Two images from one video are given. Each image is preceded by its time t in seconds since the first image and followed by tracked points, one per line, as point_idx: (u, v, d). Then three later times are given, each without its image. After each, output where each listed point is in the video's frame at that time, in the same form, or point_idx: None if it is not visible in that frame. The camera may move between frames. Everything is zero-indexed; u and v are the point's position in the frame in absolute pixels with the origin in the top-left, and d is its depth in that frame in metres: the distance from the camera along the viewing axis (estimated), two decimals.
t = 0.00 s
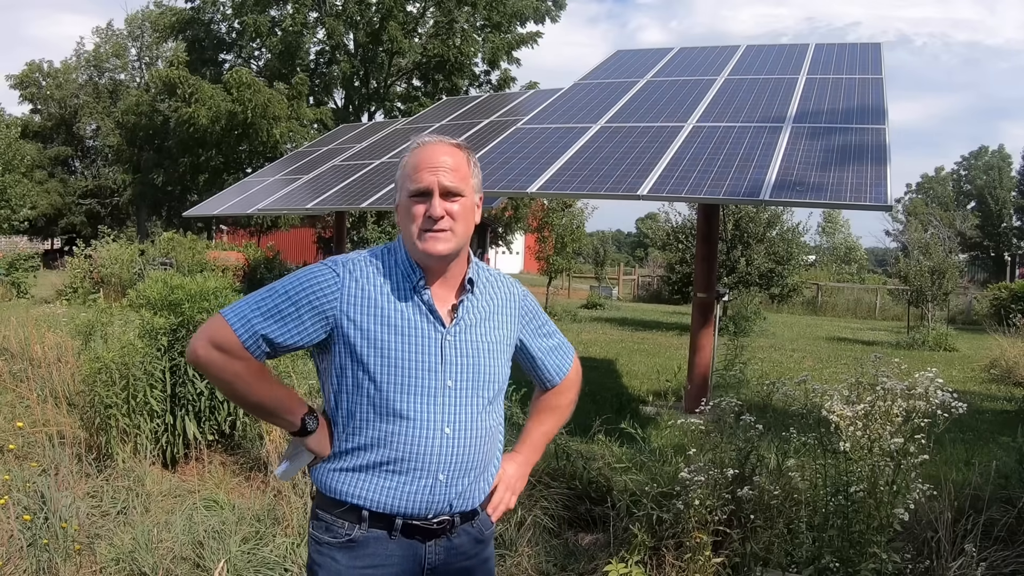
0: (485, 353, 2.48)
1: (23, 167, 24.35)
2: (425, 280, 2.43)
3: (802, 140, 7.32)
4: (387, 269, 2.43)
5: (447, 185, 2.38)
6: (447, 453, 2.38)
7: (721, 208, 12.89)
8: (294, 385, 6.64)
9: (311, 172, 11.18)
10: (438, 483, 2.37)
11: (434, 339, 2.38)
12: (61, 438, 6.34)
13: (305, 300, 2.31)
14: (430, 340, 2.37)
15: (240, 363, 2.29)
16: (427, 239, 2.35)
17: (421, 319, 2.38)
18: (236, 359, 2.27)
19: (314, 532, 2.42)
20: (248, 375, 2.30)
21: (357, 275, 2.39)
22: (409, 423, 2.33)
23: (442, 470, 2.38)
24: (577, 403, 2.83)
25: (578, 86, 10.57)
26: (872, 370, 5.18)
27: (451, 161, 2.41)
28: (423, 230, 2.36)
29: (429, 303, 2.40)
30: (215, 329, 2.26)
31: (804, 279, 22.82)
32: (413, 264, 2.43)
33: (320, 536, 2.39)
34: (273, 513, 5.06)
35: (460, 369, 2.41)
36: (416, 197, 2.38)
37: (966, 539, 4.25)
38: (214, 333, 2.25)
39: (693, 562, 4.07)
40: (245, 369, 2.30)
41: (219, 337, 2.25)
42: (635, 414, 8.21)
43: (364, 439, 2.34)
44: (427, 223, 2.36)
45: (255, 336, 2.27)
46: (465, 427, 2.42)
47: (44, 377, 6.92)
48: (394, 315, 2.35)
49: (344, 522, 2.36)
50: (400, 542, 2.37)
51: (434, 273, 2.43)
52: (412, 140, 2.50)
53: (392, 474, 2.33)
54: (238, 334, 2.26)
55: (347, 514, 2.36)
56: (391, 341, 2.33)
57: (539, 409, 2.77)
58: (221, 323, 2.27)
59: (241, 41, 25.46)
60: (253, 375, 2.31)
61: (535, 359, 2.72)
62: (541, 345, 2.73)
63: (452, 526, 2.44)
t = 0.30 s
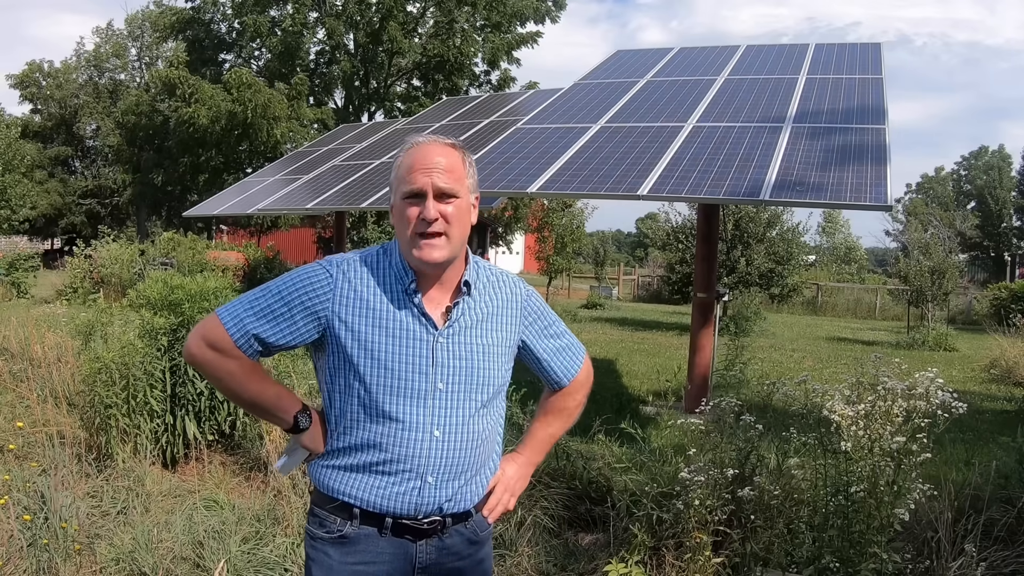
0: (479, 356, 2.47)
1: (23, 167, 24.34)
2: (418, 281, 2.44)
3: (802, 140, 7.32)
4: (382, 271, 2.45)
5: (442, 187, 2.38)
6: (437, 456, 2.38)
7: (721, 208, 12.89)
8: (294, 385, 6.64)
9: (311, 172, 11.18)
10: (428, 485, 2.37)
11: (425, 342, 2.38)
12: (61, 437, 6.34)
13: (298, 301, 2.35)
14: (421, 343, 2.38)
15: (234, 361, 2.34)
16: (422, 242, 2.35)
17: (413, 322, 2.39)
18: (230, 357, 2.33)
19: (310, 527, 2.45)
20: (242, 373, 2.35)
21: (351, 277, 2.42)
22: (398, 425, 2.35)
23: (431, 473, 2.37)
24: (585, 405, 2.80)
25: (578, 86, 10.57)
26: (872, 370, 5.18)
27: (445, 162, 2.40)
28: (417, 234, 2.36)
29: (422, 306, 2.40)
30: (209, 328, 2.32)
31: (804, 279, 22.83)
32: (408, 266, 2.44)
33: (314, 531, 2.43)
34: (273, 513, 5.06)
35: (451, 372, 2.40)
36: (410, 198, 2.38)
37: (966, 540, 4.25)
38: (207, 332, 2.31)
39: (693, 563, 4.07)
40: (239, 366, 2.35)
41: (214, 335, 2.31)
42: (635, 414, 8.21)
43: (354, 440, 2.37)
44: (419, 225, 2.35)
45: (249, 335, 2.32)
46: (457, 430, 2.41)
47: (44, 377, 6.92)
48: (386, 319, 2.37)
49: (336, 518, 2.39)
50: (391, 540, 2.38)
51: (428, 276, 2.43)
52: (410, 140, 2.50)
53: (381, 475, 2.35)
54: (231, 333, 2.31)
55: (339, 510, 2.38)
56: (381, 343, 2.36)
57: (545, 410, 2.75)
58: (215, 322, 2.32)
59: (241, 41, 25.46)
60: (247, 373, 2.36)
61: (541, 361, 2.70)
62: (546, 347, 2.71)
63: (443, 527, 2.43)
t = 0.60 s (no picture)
0: (476, 356, 2.46)
1: (23, 167, 24.34)
2: (414, 282, 2.43)
3: (802, 140, 7.32)
4: (378, 271, 2.44)
5: (441, 189, 2.37)
6: (431, 456, 2.37)
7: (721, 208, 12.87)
8: (294, 385, 6.64)
9: (311, 172, 11.18)
10: (423, 485, 2.36)
11: (419, 343, 2.38)
12: (61, 437, 6.35)
13: (295, 301, 2.36)
14: (417, 343, 2.38)
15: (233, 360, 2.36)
16: (420, 245, 2.35)
17: (408, 323, 2.38)
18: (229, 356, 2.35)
19: (306, 525, 2.45)
20: (240, 373, 2.37)
21: (347, 279, 2.42)
22: (394, 425, 2.34)
23: (426, 473, 2.37)
24: (585, 406, 2.79)
25: (578, 86, 10.57)
26: (872, 370, 5.18)
27: (444, 164, 2.40)
28: (415, 237, 2.35)
29: (418, 308, 2.40)
30: (208, 328, 2.34)
31: (804, 279, 22.82)
32: (404, 267, 2.44)
33: (311, 529, 2.43)
34: (273, 513, 5.06)
35: (447, 372, 2.40)
36: (408, 201, 2.38)
37: (966, 539, 4.25)
38: (205, 332, 2.33)
39: (693, 563, 4.07)
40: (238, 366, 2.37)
41: (213, 335, 2.33)
42: (635, 414, 8.21)
43: (350, 440, 2.37)
44: (417, 228, 2.35)
45: (246, 335, 2.34)
46: (452, 431, 2.41)
47: (44, 377, 6.92)
48: (381, 320, 2.37)
49: (332, 517, 2.39)
50: (385, 539, 2.38)
51: (425, 277, 2.43)
52: (408, 141, 2.49)
53: (376, 476, 2.34)
54: (228, 332, 2.33)
55: (335, 509, 2.39)
56: (377, 343, 2.35)
57: (545, 410, 2.75)
58: (212, 322, 2.34)
59: (241, 41, 25.46)
60: (245, 372, 2.38)
61: (540, 363, 2.69)
62: (546, 348, 2.70)
63: (439, 526, 2.43)
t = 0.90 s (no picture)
0: (476, 356, 2.47)
1: (23, 166, 24.33)
2: (412, 282, 2.44)
3: (802, 140, 7.32)
4: (376, 271, 2.44)
5: (440, 190, 2.38)
6: (431, 456, 2.38)
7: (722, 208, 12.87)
8: (294, 385, 6.65)
9: (311, 172, 11.17)
10: (424, 485, 2.37)
11: (418, 342, 2.38)
12: (61, 438, 6.35)
13: (295, 302, 2.36)
14: (417, 343, 2.38)
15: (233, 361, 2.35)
16: (420, 246, 2.35)
17: (407, 323, 2.38)
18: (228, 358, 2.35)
19: (306, 525, 2.46)
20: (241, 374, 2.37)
21: (345, 280, 2.42)
22: (393, 425, 2.34)
23: (426, 472, 2.37)
24: (582, 403, 2.80)
25: (578, 86, 10.56)
26: (872, 370, 5.17)
27: (443, 164, 2.40)
28: (415, 237, 2.36)
29: (417, 308, 2.40)
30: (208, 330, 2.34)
31: (805, 279, 22.80)
32: (402, 268, 2.44)
33: (311, 529, 2.43)
34: (273, 513, 5.06)
35: (446, 372, 2.40)
36: (408, 202, 2.38)
37: (966, 539, 4.25)
38: (205, 333, 2.33)
39: (693, 563, 4.08)
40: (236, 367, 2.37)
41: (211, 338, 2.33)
42: (635, 414, 8.21)
43: (350, 440, 2.37)
44: (416, 229, 2.36)
45: (247, 338, 2.34)
46: (451, 430, 2.41)
47: (44, 377, 6.92)
48: (381, 319, 2.37)
49: (332, 517, 2.39)
50: (386, 538, 2.38)
51: (424, 277, 2.43)
52: (406, 142, 2.49)
53: (377, 476, 2.35)
54: (228, 335, 2.33)
55: (335, 509, 2.39)
56: (377, 342, 2.35)
57: (542, 409, 2.75)
58: (212, 324, 2.34)
59: (241, 41, 25.45)
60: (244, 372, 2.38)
61: (538, 362, 2.70)
62: (543, 349, 2.71)
63: (438, 525, 2.43)
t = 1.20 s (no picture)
0: (476, 356, 2.47)
1: (23, 167, 24.33)
2: (412, 282, 2.44)
3: (802, 140, 7.32)
4: (375, 272, 2.44)
5: (440, 190, 2.37)
6: (433, 455, 2.38)
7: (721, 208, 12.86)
8: (294, 386, 6.65)
9: (311, 172, 11.18)
10: (425, 483, 2.37)
11: (418, 341, 2.38)
12: (61, 438, 6.34)
13: (295, 302, 2.36)
14: (416, 342, 2.38)
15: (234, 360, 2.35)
16: (419, 247, 2.36)
17: (407, 323, 2.38)
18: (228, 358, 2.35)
19: (306, 526, 2.46)
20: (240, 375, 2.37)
21: (345, 281, 2.42)
22: (394, 425, 2.34)
23: (427, 471, 2.37)
24: (578, 401, 2.81)
25: (578, 86, 10.56)
26: (873, 370, 5.17)
27: (442, 165, 2.40)
28: (414, 238, 2.36)
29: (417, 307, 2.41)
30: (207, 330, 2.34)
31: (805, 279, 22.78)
32: (401, 268, 2.44)
33: (311, 530, 2.43)
34: (273, 513, 5.06)
35: (446, 371, 2.40)
36: (407, 202, 2.38)
37: (966, 539, 4.25)
38: (205, 334, 2.32)
39: (693, 563, 4.07)
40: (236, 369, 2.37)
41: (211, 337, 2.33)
42: (635, 414, 8.21)
43: (351, 440, 2.36)
44: (417, 228, 2.36)
45: (246, 339, 2.34)
46: (452, 430, 2.41)
47: (44, 377, 6.92)
48: (381, 319, 2.37)
49: (333, 517, 2.39)
50: (387, 538, 2.38)
51: (423, 276, 2.44)
52: (406, 142, 2.48)
53: (379, 475, 2.35)
54: (228, 337, 2.33)
55: (336, 509, 2.39)
56: (377, 342, 2.35)
57: (539, 407, 2.76)
58: (211, 324, 2.34)
59: (241, 41, 25.45)
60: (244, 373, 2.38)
61: (537, 361, 2.70)
62: (542, 348, 2.71)
63: (439, 525, 2.43)
